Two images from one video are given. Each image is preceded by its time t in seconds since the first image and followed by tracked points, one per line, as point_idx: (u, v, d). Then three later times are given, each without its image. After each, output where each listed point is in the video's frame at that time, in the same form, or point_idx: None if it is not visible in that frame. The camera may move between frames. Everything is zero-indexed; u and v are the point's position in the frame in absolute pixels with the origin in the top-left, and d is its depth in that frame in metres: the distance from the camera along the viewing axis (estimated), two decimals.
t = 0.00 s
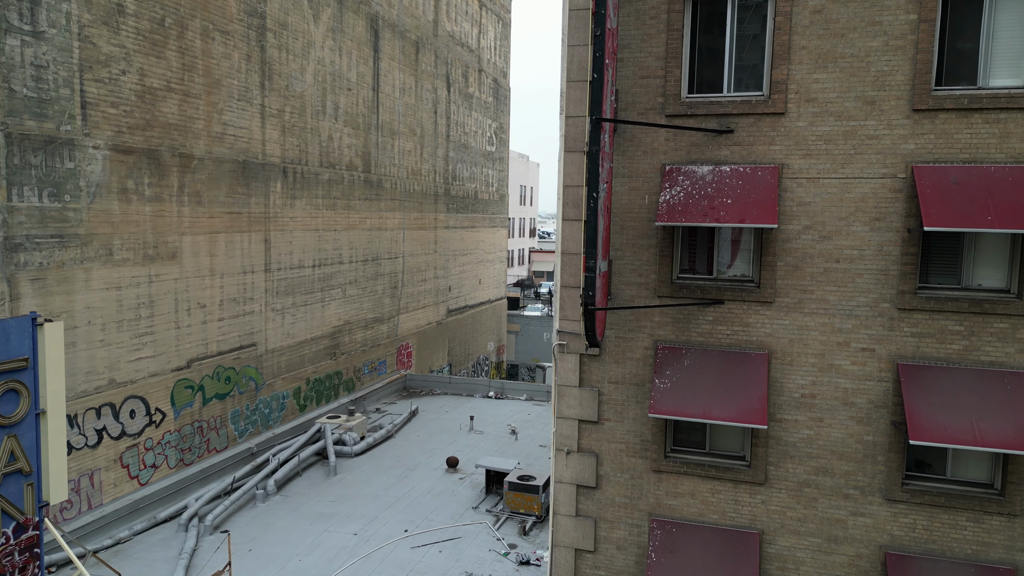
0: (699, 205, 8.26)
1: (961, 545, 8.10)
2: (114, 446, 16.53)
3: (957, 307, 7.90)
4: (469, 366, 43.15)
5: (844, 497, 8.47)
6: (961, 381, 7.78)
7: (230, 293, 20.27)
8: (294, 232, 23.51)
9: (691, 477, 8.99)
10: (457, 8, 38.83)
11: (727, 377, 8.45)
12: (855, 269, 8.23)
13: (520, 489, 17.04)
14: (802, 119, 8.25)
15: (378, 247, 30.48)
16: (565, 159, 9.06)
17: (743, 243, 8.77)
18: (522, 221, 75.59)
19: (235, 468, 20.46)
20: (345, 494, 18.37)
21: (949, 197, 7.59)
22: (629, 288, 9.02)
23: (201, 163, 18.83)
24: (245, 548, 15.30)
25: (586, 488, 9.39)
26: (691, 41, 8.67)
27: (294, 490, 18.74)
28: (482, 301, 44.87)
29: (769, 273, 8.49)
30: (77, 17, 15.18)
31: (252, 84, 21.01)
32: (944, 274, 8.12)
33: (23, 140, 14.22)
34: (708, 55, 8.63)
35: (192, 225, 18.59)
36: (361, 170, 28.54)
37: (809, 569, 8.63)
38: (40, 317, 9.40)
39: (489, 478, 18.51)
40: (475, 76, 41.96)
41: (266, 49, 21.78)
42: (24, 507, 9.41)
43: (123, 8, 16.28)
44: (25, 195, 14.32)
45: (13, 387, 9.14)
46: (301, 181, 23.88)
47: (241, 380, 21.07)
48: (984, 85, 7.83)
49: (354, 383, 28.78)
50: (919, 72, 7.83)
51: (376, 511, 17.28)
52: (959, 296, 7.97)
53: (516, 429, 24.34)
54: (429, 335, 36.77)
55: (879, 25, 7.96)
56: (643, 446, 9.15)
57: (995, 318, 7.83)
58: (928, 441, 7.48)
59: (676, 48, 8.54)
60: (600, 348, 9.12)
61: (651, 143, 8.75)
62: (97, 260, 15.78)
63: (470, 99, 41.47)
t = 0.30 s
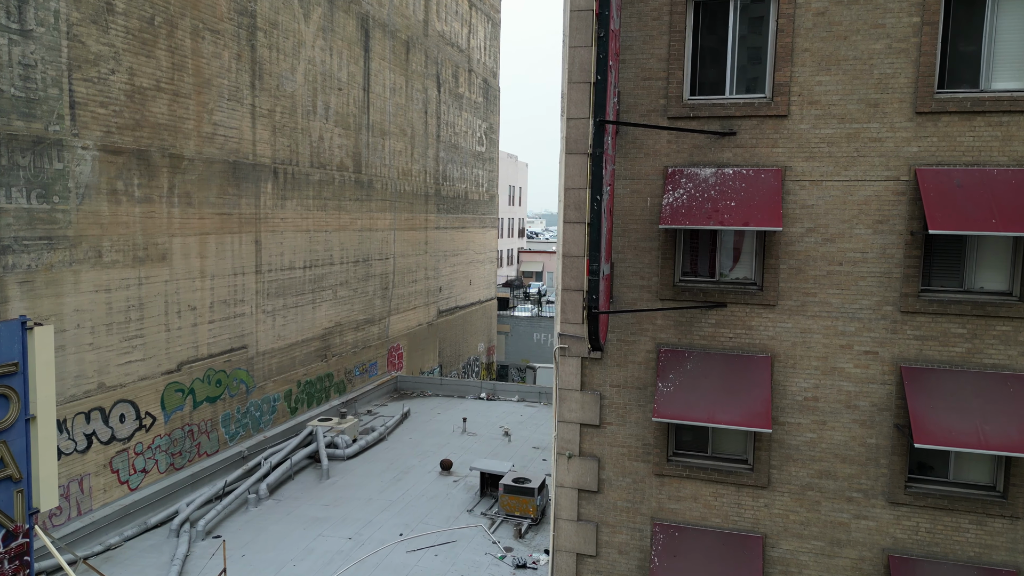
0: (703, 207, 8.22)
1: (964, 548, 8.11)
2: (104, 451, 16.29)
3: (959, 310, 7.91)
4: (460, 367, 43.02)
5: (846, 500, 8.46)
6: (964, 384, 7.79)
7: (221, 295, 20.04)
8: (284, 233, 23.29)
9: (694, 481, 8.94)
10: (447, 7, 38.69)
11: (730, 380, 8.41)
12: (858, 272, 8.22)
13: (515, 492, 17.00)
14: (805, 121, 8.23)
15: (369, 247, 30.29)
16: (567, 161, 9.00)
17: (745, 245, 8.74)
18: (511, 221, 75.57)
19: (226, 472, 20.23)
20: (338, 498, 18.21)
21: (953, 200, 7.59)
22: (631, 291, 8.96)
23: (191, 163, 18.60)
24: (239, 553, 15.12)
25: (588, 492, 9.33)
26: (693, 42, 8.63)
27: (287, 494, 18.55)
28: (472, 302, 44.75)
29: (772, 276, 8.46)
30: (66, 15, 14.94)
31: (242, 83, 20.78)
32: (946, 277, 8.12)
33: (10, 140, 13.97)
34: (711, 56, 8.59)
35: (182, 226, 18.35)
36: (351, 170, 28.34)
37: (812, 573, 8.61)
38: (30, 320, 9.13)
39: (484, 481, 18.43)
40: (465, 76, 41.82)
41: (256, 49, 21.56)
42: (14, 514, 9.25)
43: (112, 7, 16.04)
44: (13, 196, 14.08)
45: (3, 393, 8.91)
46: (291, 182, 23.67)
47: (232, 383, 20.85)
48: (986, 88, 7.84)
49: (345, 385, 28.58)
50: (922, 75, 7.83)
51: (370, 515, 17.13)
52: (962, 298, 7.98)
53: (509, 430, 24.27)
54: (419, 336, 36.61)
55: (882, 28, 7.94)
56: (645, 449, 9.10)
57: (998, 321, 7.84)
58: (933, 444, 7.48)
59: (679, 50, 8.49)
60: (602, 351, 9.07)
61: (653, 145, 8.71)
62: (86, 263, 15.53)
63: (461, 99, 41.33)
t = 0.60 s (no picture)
0: (707, 210, 8.18)
1: (967, 551, 8.11)
2: (94, 456, 16.05)
3: (964, 313, 7.90)
4: (451, 368, 42.89)
5: (851, 503, 8.44)
6: (969, 387, 7.79)
7: (212, 297, 19.81)
8: (275, 234, 23.08)
9: (697, 485, 8.90)
10: (438, 7, 38.53)
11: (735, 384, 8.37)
12: (862, 275, 8.20)
13: (511, 494, 16.91)
14: (809, 123, 8.20)
15: (360, 248, 30.10)
16: (569, 163, 8.93)
17: (749, 248, 8.71)
18: (501, 221, 75.48)
19: (218, 476, 20.00)
20: (332, 501, 18.04)
21: (958, 204, 7.58)
22: (634, 294, 8.91)
23: (181, 163, 18.36)
24: (232, 559, 14.95)
25: (591, 496, 9.26)
26: (696, 44, 8.59)
27: (280, 498, 18.36)
28: (462, 302, 44.62)
29: (776, 279, 8.43)
30: (55, 14, 14.69)
31: (233, 83, 20.55)
32: (949, 280, 8.13)
33: None
34: (714, 58, 8.55)
35: (172, 228, 18.12)
36: (342, 171, 28.14)
37: None
38: (21, 324, 8.94)
39: (479, 483, 18.32)
40: (456, 76, 41.67)
41: (247, 48, 21.33)
42: (3, 522, 9.04)
43: (102, 5, 15.80)
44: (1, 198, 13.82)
45: None
46: (283, 182, 23.45)
47: (223, 386, 20.62)
48: (989, 91, 7.85)
49: (336, 387, 28.38)
50: (926, 77, 7.82)
51: (365, 519, 16.98)
52: (965, 301, 7.98)
53: (503, 432, 24.19)
54: (411, 337, 36.44)
55: (886, 31, 7.93)
56: (648, 453, 9.05)
57: (1001, 324, 7.85)
58: (939, 447, 7.47)
59: (683, 52, 8.44)
60: (604, 355, 9.00)
61: (657, 148, 8.65)
62: (76, 265, 15.29)
63: (451, 99, 41.17)
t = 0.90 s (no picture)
0: (713, 213, 8.13)
1: (971, 553, 8.11)
2: (84, 461, 15.80)
3: (968, 315, 7.90)
4: (442, 369, 42.74)
5: (855, 506, 8.42)
6: (974, 390, 7.79)
7: (203, 299, 19.57)
8: (267, 235, 22.86)
9: (701, 489, 8.85)
10: (428, 7, 38.36)
11: (740, 387, 8.33)
12: (866, 278, 8.18)
13: (507, 497, 16.82)
14: (813, 125, 8.17)
15: (351, 249, 29.90)
16: (572, 165, 8.85)
17: (752, 251, 8.67)
18: (490, 222, 75.39)
19: (209, 480, 19.75)
20: (326, 505, 17.87)
21: (964, 206, 7.58)
22: (638, 297, 8.85)
23: (172, 164, 18.13)
24: (226, 564, 14.77)
25: (593, 501, 9.19)
26: (700, 47, 8.56)
27: (273, 502, 18.16)
28: (453, 303, 44.47)
29: (780, 282, 8.40)
30: (44, 12, 14.44)
31: (224, 82, 20.32)
32: (953, 282, 8.13)
33: None
34: (717, 60, 8.52)
35: (163, 229, 17.89)
36: (334, 171, 27.93)
37: None
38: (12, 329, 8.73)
39: (474, 486, 18.21)
40: (446, 76, 41.52)
41: (238, 47, 21.10)
42: None
43: (91, 3, 15.56)
44: None
45: None
46: (274, 183, 23.24)
47: (214, 389, 20.38)
48: (994, 93, 7.85)
49: (328, 389, 28.17)
50: (931, 80, 7.80)
51: (360, 523, 16.83)
52: (970, 304, 7.98)
53: (496, 434, 24.10)
54: (402, 338, 36.25)
55: (891, 33, 7.91)
56: (652, 457, 8.99)
57: (1006, 326, 7.85)
58: (945, 451, 7.46)
59: (686, 53, 8.40)
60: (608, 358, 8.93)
61: (660, 149, 8.59)
62: (65, 267, 15.05)
63: (441, 99, 41.02)
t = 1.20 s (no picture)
0: (718, 216, 8.08)
1: (976, 556, 8.11)
2: (74, 466, 15.55)
3: (973, 318, 7.89)
4: (432, 371, 42.56)
5: (860, 509, 8.40)
6: (979, 393, 7.79)
7: (193, 302, 19.32)
8: (258, 236, 22.62)
9: (705, 493, 8.80)
10: (418, 6, 38.19)
11: (746, 391, 8.28)
12: (871, 280, 8.17)
13: (503, 500, 16.78)
14: (818, 128, 8.14)
15: (342, 250, 29.68)
16: (575, 167, 8.77)
17: (756, 253, 8.63)
18: (479, 222, 75.23)
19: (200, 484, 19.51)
20: (320, 509, 17.71)
21: (969, 209, 7.57)
22: (641, 300, 8.79)
23: (162, 165, 17.88)
24: (220, 570, 14.58)
25: (597, 505, 9.12)
26: (704, 48, 8.51)
27: (266, 506, 17.97)
28: (444, 304, 44.31)
29: (784, 284, 8.36)
30: (32, 10, 14.18)
31: (214, 82, 20.07)
32: (957, 285, 8.13)
33: None
34: (722, 62, 8.47)
35: (153, 231, 17.64)
36: (324, 172, 27.72)
37: None
38: None
39: (469, 489, 18.10)
40: (436, 76, 41.34)
41: (228, 47, 20.86)
42: None
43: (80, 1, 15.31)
44: None
45: None
46: (265, 184, 23.01)
47: (205, 392, 20.13)
48: (997, 96, 7.85)
49: (319, 391, 27.94)
50: (936, 82, 7.79)
51: (355, 527, 16.68)
52: (974, 307, 7.98)
53: (490, 436, 24.00)
54: (393, 339, 36.05)
55: (896, 35, 7.89)
56: (656, 461, 8.93)
57: (1010, 329, 7.85)
58: (952, 454, 7.45)
59: (690, 55, 8.34)
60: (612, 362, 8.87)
61: (664, 152, 8.53)
62: (54, 270, 14.81)
63: (432, 99, 40.84)
